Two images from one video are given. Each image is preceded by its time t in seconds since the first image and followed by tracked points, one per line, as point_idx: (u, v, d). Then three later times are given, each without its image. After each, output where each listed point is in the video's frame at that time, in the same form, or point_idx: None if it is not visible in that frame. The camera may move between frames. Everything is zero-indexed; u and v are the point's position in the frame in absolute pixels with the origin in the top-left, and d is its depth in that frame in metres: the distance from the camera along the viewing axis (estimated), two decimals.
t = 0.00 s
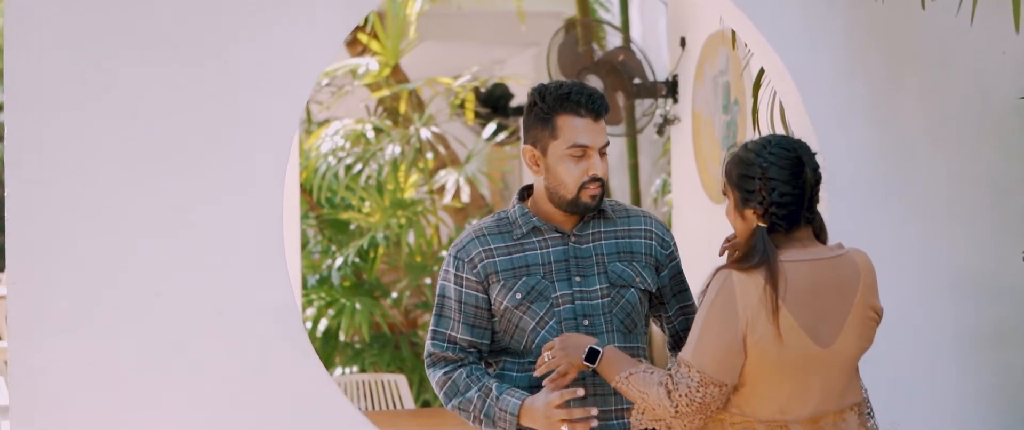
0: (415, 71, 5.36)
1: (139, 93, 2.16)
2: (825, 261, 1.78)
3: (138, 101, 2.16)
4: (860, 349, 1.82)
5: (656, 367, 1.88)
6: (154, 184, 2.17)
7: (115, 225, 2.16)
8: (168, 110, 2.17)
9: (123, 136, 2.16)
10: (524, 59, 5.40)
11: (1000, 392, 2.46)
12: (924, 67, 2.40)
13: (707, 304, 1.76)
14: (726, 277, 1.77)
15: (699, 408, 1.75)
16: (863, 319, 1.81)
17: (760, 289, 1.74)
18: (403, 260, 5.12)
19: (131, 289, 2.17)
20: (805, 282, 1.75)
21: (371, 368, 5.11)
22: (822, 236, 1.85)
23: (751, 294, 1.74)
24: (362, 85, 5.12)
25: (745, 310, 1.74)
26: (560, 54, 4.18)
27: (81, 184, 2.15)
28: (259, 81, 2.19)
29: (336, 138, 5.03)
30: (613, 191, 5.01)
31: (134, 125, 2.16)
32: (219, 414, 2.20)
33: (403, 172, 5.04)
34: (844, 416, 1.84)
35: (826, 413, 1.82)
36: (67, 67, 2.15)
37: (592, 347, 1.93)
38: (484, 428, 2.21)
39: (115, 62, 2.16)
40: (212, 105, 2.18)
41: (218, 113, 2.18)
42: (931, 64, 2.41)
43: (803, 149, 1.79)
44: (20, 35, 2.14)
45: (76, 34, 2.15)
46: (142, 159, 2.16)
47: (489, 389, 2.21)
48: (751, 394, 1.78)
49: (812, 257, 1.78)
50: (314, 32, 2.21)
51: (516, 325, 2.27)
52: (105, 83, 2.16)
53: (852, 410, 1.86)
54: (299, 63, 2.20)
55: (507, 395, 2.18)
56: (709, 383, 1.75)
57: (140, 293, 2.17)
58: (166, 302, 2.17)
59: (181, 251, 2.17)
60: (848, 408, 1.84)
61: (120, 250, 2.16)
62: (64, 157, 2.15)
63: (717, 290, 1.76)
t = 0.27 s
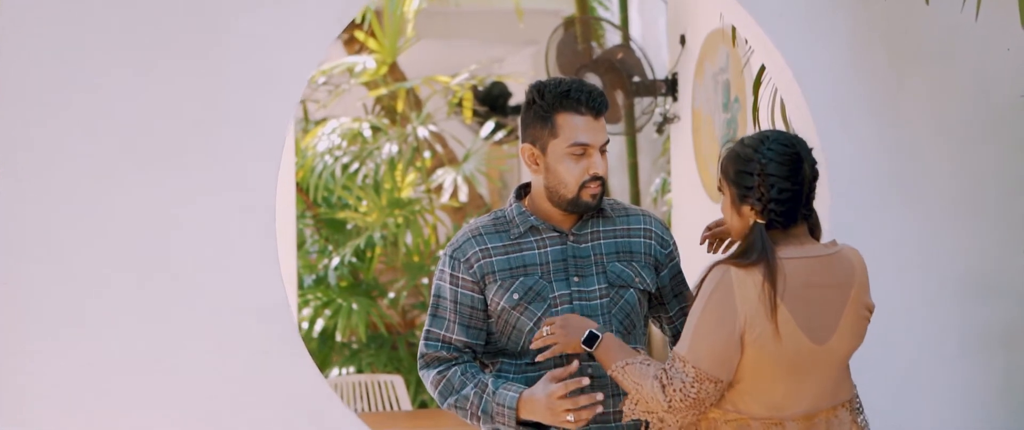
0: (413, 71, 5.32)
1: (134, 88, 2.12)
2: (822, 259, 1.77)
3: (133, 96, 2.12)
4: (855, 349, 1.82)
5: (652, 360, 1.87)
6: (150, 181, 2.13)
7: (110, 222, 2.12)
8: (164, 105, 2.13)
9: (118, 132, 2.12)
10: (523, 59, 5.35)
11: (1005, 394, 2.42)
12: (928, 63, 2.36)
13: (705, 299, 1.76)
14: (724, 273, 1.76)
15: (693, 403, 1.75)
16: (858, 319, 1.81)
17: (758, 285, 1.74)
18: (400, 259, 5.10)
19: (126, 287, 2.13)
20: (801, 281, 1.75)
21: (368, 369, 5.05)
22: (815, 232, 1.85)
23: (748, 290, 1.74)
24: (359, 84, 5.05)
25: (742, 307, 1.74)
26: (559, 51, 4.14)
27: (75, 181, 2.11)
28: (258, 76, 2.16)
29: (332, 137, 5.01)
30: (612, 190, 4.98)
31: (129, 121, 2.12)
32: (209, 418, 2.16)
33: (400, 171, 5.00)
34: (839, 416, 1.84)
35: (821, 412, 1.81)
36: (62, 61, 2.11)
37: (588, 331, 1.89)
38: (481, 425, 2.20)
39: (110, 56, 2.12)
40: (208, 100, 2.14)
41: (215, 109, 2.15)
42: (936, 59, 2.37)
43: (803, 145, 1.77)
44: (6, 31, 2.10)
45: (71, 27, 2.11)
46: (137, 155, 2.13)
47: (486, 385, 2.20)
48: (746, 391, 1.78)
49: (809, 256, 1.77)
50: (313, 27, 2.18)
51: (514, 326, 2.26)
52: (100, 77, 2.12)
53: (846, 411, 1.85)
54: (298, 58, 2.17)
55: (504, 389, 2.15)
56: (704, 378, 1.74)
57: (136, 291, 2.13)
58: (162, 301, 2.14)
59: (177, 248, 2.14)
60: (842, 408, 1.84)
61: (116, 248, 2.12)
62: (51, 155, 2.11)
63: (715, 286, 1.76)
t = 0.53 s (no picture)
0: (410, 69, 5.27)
1: (128, 82, 2.05)
2: (817, 258, 1.75)
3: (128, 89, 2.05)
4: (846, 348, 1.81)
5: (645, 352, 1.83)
6: (144, 178, 2.05)
7: (103, 220, 2.05)
8: (159, 99, 2.06)
9: (112, 128, 2.05)
10: (521, 58, 5.31)
11: (1008, 397, 2.39)
12: (931, 58, 2.34)
13: (701, 296, 1.72)
14: (721, 270, 1.73)
15: (683, 400, 1.72)
16: (851, 318, 1.80)
17: (755, 283, 1.71)
18: (397, 259, 5.06)
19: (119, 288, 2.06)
20: (797, 279, 1.73)
21: (363, 370, 5.04)
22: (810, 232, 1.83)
23: (744, 288, 1.71)
24: (355, 83, 5.03)
25: (739, 305, 1.71)
26: (557, 51, 4.07)
27: (65, 179, 2.04)
28: (256, 72, 2.09)
29: (329, 135, 4.98)
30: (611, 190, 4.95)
31: (124, 116, 2.05)
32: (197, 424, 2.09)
33: (397, 170, 4.98)
34: (829, 417, 1.82)
35: (812, 411, 1.80)
36: (53, 52, 2.03)
37: (588, 316, 1.89)
38: (478, 425, 2.17)
39: (104, 49, 2.05)
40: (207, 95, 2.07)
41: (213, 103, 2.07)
42: (940, 55, 2.34)
43: (801, 143, 1.75)
44: None
45: (63, 18, 2.04)
46: (132, 151, 2.05)
47: (482, 384, 2.16)
48: (737, 390, 1.76)
49: (805, 254, 1.75)
50: (311, 22, 2.11)
51: (511, 328, 2.23)
52: (93, 70, 2.05)
53: (836, 411, 1.84)
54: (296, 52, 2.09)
55: (500, 387, 2.12)
56: (696, 376, 1.72)
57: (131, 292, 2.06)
58: (157, 302, 2.07)
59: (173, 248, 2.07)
60: (832, 408, 1.83)
61: (109, 247, 2.05)
62: (33, 153, 2.03)
63: (711, 283, 1.73)
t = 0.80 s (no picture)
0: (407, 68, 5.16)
1: (111, 76, 2.01)
2: (813, 258, 1.73)
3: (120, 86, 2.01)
4: (837, 349, 1.80)
5: (640, 349, 1.84)
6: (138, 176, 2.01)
7: (96, 219, 2.00)
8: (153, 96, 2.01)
9: (105, 125, 2.00)
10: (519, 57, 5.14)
11: (1011, 399, 2.36)
12: (935, 56, 2.30)
13: (698, 296, 1.69)
14: (719, 271, 1.70)
15: (673, 401, 1.70)
16: (842, 318, 1.78)
17: (754, 284, 1.68)
18: (395, 260, 5.03)
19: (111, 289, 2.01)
20: (794, 280, 1.70)
21: (360, 371, 5.00)
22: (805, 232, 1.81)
23: (741, 288, 1.68)
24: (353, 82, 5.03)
25: (736, 306, 1.68)
26: (556, 50, 4.01)
27: (51, 180, 1.99)
28: (251, 69, 2.05)
29: (326, 135, 4.98)
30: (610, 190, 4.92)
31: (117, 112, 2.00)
32: None
33: (394, 170, 4.99)
34: (819, 417, 1.81)
35: (807, 412, 1.79)
36: (40, 51, 1.99)
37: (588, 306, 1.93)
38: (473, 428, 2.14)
39: (96, 44, 2.00)
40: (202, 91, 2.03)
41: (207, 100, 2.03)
42: (943, 52, 2.31)
43: (800, 143, 1.73)
44: None
45: (56, 13, 2.00)
46: (126, 148, 2.01)
47: (477, 386, 2.13)
48: (731, 391, 1.74)
49: (802, 255, 1.72)
50: (308, 19, 2.07)
51: (509, 331, 2.20)
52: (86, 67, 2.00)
53: (824, 411, 1.83)
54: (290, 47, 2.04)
55: (497, 387, 2.10)
56: (688, 378, 1.69)
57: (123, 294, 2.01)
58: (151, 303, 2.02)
59: (168, 248, 2.02)
60: (821, 409, 1.82)
61: (97, 247, 2.00)
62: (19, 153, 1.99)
63: (709, 283, 1.70)
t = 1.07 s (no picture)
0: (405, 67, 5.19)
1: (100, 74, 1.97)
2: (809, 260, 1.78)
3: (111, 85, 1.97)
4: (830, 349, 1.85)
5: (636, 348, 1.88)
6: (129, 177, 1.97)
7: (85, 221, 1.96)
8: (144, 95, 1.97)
9: (95, 125, 1.96)
10: (519, 57, 5.19)
11: (1016, 402, 2.32)
12: (937, 55, 2.27)
13: (697, 299, 1.73)
14: (719, 274, 1.73)
15: (666, 403, 1.75)
16: (835, 319, 1.83)
17: (754, 287, 1.72)
18: (392, 261, 4.99)
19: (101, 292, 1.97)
20: (791, 282, 1.75)
21: (358, 373, 4.98)
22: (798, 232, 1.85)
23: (741, 292, 1.72)
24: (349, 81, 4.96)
25: (736, 309, 1.72)
26: (553, 47, 4.03)
27: (37, 179, 1.95)
28: (240, 67, 2.00)
29: (322, 135, 4.91)
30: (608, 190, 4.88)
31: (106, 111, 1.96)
32: None
33: (391, 170, 4.89)
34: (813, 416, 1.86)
35: (801, 411, 1.84)
36: (28, 48, 1.95)
37: (587, 299, 1.96)
38: None
39: (86, 42, 1.96)
40: (195, 90, 1.99)
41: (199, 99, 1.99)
42: (947, 51, 2.27)
43: (797, 142, 1.78)
44: None
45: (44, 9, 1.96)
46: (115, 148, 1.97)
47: (475, 388, 2.11)
48: (725, 392, 1.78)
49: (798, 256, 1.77)
50: (301, 17, 2.02)
51: (506, 333, 2.17)
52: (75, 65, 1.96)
53: (819, 410, 1.88)
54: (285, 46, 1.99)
55: (495, 389, 2.06)
56: (682, 380, 1.74)
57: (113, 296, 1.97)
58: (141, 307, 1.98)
59: (158, 250, 1.98)
60: (816, 408, 1.87)
61: (86, 248, 1.96)
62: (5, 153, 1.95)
63: (708, 286, 1.73)
